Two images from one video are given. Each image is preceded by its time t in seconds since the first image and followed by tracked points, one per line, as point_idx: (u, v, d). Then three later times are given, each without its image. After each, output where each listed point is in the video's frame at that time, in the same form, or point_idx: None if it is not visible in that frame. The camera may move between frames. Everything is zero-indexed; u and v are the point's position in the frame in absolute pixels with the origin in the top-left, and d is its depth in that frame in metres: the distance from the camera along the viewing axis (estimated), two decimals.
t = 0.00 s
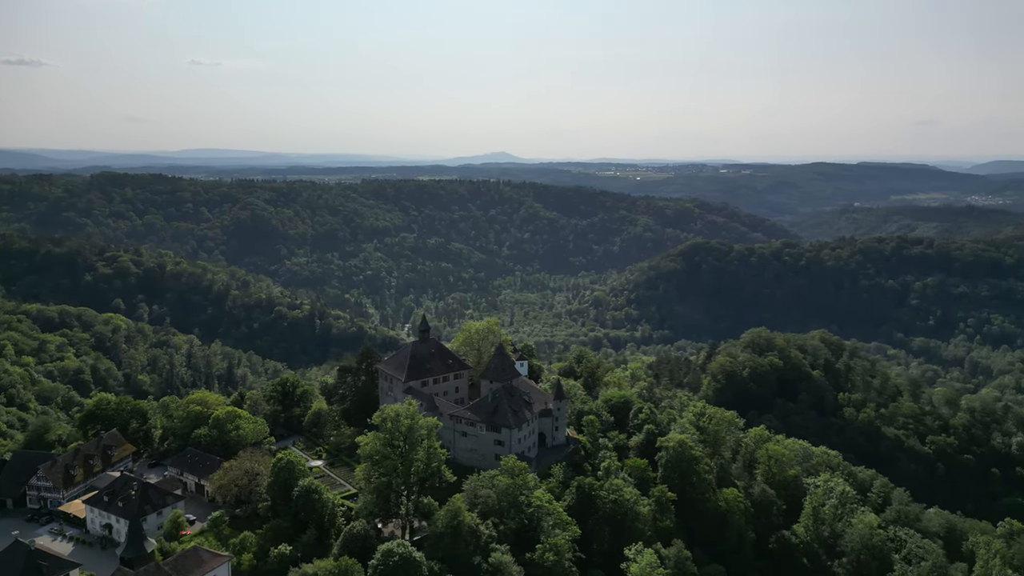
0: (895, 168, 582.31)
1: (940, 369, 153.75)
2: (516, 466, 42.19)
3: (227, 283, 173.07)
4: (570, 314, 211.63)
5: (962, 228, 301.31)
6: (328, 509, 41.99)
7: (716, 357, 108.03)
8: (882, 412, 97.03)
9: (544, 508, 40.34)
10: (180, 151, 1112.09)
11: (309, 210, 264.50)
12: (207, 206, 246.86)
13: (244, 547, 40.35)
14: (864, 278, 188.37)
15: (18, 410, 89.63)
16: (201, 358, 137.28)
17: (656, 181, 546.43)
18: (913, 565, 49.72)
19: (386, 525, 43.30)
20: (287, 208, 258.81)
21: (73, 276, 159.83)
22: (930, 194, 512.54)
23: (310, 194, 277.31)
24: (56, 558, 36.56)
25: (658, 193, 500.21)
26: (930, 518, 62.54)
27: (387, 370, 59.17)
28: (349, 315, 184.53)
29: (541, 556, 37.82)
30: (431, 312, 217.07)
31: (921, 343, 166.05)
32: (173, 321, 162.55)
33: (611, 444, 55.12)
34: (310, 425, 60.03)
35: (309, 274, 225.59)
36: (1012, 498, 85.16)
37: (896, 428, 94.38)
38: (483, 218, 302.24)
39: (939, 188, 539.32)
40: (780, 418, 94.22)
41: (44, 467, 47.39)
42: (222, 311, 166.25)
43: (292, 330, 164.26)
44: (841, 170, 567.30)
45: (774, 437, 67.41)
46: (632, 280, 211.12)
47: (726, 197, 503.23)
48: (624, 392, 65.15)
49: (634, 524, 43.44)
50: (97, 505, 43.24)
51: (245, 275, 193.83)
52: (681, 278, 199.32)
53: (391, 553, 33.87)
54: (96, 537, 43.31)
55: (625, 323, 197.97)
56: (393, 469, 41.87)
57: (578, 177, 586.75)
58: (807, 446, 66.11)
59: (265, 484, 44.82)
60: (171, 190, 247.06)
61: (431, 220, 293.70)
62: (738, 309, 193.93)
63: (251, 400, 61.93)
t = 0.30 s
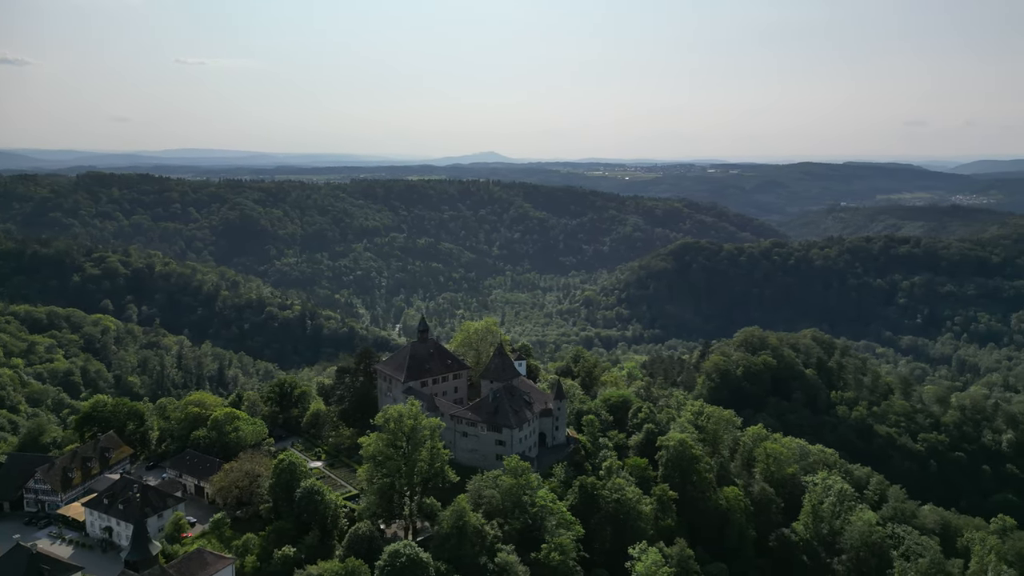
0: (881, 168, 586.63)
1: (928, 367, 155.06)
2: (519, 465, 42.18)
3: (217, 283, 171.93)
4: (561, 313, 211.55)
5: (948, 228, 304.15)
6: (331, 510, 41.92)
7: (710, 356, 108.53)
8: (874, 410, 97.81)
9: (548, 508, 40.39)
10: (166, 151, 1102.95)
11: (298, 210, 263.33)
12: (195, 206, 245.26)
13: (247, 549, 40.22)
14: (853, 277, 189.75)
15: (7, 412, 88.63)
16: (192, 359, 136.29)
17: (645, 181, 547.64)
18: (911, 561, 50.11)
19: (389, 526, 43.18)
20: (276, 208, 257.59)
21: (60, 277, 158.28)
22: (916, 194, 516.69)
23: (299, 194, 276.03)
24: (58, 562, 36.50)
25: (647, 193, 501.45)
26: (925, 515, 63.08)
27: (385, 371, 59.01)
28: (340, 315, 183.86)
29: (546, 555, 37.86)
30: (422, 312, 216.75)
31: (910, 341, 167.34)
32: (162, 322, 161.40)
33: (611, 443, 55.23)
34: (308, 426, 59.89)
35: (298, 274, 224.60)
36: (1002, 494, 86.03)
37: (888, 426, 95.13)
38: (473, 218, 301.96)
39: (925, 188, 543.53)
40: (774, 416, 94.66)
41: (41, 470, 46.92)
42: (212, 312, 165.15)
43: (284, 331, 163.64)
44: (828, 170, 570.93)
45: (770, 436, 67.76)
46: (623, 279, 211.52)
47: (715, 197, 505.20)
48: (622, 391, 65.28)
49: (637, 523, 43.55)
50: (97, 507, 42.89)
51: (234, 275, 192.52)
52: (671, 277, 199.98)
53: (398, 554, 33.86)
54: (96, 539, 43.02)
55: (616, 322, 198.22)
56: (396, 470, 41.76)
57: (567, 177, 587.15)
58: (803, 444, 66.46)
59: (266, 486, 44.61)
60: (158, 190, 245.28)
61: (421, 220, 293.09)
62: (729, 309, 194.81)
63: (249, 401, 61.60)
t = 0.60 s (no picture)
0: (867, 168, 590.95)
1: (916, 365, 156.52)
2: (522, 465, 42.19)
3: (207, 284, 170.92)
4: (552, 313, 211.62)
5: (933, 227, 307.18)
6: (334, 511, 41.75)
7: (704, 355, 109.04)
8: (866, 408, 98.66)
9: (553, 508, 40.41)
10: (151, 151, 1093.89)
11: (287, 210, 262.09)
12: (183, 206, 243.66)
13: (250, 551, 40.05)
14: (841, 276, 191.16)
15: None
16: (183, 360, 135.43)
17: (633, 180, 548.57)
18: (909, 558, 50.56)
19: (393, 527, 43.06)
20: (265, 208, 256.30)
21: (48, 278, 156.84)
22: (902, 193, 520.98)
23: (288, 194, 274.75)
24: (61, 565, 36.45)
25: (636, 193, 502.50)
26: (920, 512, 63.64)
27: (385, 371, 58.86)
28: (331, 316, 183.27)
29: (551, 555, 37.90)
30: (413, 312, 216.51)
31: (898, 339, 168.87)
32: (152, 323, 160.30)
33: (611, 442, 55.36)
34: (307, 427, 59.70)
35: (288, 274, 223.74)
36: (994, 491, 86.83)
37: (880, 424, 95.96)
38: (463, 217, 301.67)
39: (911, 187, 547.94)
40: (768, 415, 95.11)
41: (39, 473, 46.45)
42: (202, 312, 164.16)
43: (274, 331, 163.00)
44: (815, 170, 574.56)
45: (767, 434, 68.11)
46: (614, 279, 212.01)
47: (703, 196, 507.05)
48: (621, 390, 65.44)
49: (639, 522, 43.57)
50: (97, 510, 42.60)
51: (224, 275, 191.30)
52: (661, 276, 200.53)
53: (405, 555, 33.80)
54: (96, 542, 42.73)
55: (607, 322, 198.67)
56: (399, 471, 41.67)
57: (555, 176, 587.32)
58: (801, 442, 66.83)
59: (268, 487, 44.42)
60: (145, 190, 243.44)
61: (411, 220, 292.48)
62: (719, 308, 195.69)
63: (247, 402, 61.33)
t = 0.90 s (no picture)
0: (853, 168, 595.02)
1: (904, 363, 157.84)
2: (525, 465, 42.23)
3: (196, 285, 169.80)
4: (543, 313, 211.43)
5: (919, 226, 309.95)
6: (337, 513, 41.67)
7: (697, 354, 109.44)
8: (858, 406, 99.40)
9: (557, 507, 40.52)
10: (135, 151, 1081.98)
11: (276, 210, 260.76)
12: (170, 206, 241.94)
13: (253, 553, 39.88)
14: (830, 275, 192.37)
15: None
16: (173, 362, 134.43)
17: (622, 180, 549.45)
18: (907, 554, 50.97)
19: (396, 528, 43.01)
20: (254, 209, 254.89)
21: (35, 279, 155.31)
22: (888, 193, 525.33)
23: (277, 194, 273.34)
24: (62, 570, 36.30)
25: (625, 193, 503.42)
26: (916, 509, 64.21)
27: (383, 372, 58.78)
28: (322, 316, 182.52)
29: (557, 555, 37.89)
30: (403, 313, 216.09)
31: (886, 338, 170.35)
32: (141, 324, 159.06)
33: (611, 442, 55.54)
34: (306, 428, 59.28)
35: (278, 275, 222.79)
36: (985, 487, 87.63)
37: (872, 421, 96.68)
38: (453, 217, 301.30)
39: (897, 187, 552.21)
40: (762, 414, 95.55)
41: (37, 476, 46.05)
42: (192, 313, 163.11)
43: (265, 332, 162.14)
44: (801, 170, 578.18)
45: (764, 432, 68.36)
46: (604, 278, 212.40)
47: (691, 196, 508.79)
48: (619, 390, 65.57)
49: (642, 521, 43.69)
50: (97, 513, 42.36)
51: (213, 276, 189.90)
52: (651, 275, 200.95)
53: (412, 555, 33.86)
54: (96, 546, 42.49)
55: (597, 321, 198.94)
56: (403, 472, 41.59)
57: (543, 176, 587.19)
58: (798, 440, 67.08)
59: (270, 489, 44.21)
60: (132, 190, 241.52)
61: (400, 220, 291.67)
62: (709, 307, 196.42)
63: (245, 403, 60.96)
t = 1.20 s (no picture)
0: (839, 168, 599.24)
1: (893, 361, 159.20)
2: (529, 465, 42.25)
3: (186, 286, 168.62)
4: (534, 312, 211.34)
5: (905, 225, 312.94)
6: (340, 513, 41.58)
7: (691, 353, 110.01)
8: (850, 403, 100.21)
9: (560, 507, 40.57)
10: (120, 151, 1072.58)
11: (264, 210, 259.33)
12: (158, 206, 240.02)
13: (256, 555, 39.74)
14: (819, 274, 193.30)
15: None
16: (164, 363, 133.36)
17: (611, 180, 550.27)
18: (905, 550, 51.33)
19: (399, 529, 42.86)
20: (243, 209, 253.42)
21: (22, 280, 153.68)
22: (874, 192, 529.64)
23: (266, 194, 271.81)
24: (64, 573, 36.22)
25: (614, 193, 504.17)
26: (911, 506, 64.76)
27: (382, 372, 58.73)
28: (312, 316, 181.72)
29: (562, 554, 37.93)
30: (393, 313, 215.67)
31: (874, 336, 171.88)
32: (130, 325, 157.82)
33: (611, 441, 55.68)
34: (304, 429, 58.96)
35: (267, 275, 221.76)
36: (976, 484, 88.49)
37: (864, 419, 97.42)
38: (443, 217, 300.84)
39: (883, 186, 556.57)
40: (756, 411, 95.91)
41: (35, 479, 45.57)
42: (181, 314, 161.97)
43: (255, 333, 161.28)
44: (788, 170, 581.68)
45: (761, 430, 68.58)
46: (594, 278, 212.80)
47: (680, 195, 510.45)
48: (617, 389, 65.70)
49: (644, 519, 43.76)
50: (97, 516, 42.07)
51: (202, 276, 188.53)
52: (642, 275, 201.39)
53: (420, 556, 33.86)
54: (97, 549, 42.21)
55: (588, 321, 199.24)
56: (406, 472, 41.49)
57: (532, 176, 586.73)
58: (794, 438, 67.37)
59: (271, 490, 43.99)
60: (119, 190, 239.46)
61: (390, 220, 290.77)
62: (699, 306, 197.11)
63: (243, 405, 60.63)
